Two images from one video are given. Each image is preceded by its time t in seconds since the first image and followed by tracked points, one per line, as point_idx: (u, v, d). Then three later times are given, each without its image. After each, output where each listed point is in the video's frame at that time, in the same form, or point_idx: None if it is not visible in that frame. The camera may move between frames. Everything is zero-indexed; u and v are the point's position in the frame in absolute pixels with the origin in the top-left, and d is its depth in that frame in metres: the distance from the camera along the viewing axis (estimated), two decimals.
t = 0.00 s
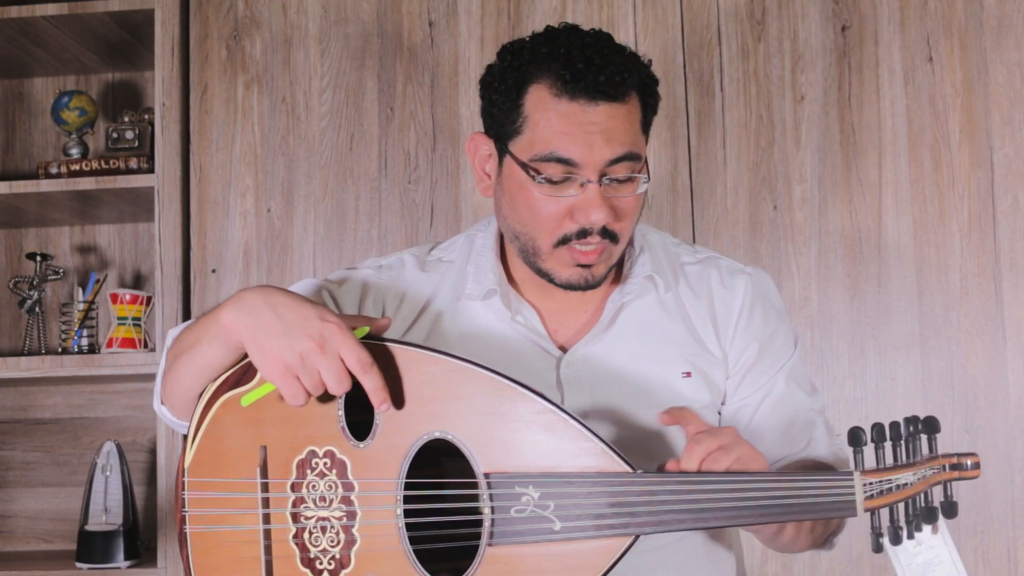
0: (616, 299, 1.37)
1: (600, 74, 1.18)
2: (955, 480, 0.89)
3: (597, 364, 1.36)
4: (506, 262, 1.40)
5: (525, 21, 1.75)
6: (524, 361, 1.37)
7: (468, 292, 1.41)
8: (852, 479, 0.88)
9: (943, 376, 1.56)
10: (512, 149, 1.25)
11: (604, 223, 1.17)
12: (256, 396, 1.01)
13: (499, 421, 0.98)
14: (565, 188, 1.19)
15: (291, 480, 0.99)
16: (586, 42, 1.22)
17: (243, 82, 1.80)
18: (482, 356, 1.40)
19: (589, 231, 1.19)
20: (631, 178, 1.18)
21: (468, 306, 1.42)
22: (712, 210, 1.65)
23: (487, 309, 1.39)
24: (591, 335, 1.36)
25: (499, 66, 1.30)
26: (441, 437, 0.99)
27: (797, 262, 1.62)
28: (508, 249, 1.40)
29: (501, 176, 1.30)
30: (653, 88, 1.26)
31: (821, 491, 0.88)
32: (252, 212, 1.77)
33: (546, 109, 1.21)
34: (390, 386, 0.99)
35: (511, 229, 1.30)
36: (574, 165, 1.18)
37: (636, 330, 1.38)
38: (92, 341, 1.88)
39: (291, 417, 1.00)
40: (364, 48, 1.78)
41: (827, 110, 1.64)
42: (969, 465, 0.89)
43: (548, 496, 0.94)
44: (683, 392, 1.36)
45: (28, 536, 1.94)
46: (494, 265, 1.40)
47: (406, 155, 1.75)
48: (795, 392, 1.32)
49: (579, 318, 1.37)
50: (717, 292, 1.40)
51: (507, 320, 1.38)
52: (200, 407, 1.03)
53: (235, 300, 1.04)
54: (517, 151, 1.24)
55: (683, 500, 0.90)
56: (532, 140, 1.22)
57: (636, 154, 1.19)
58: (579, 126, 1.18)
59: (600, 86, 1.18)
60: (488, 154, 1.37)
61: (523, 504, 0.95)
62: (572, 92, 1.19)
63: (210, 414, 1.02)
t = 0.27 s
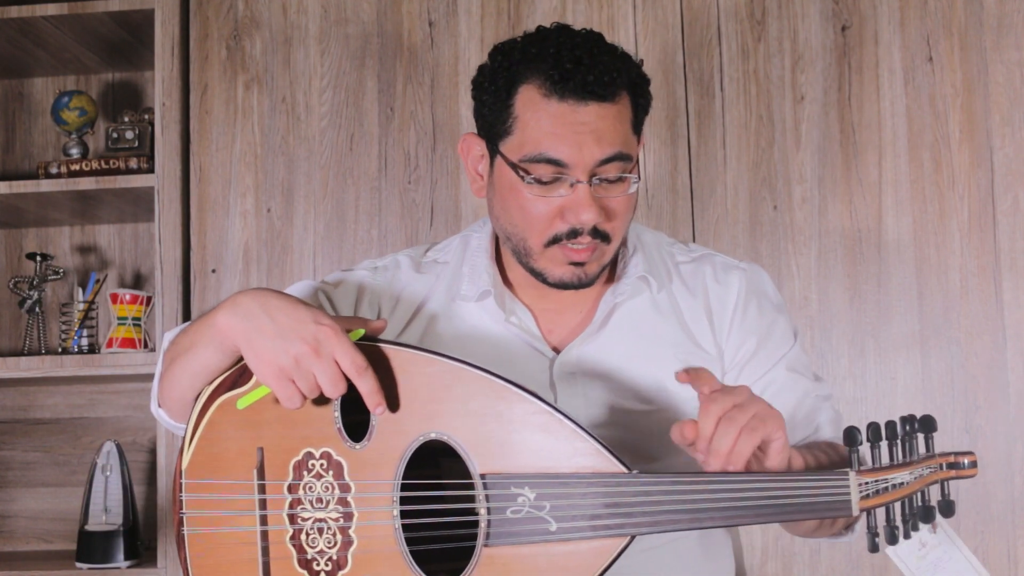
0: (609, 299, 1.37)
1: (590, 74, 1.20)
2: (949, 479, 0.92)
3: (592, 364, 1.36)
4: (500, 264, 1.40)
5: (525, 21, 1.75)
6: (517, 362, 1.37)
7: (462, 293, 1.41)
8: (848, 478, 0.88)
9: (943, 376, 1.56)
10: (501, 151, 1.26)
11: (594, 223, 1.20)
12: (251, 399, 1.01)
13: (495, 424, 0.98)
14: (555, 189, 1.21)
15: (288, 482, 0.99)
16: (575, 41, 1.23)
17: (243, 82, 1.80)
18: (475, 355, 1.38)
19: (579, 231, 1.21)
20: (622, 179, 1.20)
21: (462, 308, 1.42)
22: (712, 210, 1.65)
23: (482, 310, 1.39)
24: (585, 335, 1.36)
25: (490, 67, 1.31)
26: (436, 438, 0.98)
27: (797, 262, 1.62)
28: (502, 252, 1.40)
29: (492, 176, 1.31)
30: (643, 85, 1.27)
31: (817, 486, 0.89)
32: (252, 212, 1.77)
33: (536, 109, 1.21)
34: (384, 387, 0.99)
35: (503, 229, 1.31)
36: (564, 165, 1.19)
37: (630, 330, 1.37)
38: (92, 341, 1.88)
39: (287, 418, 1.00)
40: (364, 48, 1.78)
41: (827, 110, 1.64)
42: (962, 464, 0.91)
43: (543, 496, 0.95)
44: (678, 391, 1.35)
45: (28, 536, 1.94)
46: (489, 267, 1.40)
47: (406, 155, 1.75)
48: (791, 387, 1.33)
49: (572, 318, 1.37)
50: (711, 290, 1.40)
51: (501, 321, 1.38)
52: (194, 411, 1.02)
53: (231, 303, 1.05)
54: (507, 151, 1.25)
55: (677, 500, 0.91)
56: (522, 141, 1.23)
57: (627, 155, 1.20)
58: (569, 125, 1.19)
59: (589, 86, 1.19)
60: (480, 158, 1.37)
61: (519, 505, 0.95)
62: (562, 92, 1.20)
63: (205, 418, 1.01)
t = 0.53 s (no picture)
0: (610, 293, 1.35)
1: (564, 32, 1.25)
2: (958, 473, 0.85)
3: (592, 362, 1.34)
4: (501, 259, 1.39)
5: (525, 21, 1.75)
6: (519, 358, 1.34)
7: (465, 288, 1.39)
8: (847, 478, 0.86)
9: (942, 376, 1.56)
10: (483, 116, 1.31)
11: (573, 168, 1.21)
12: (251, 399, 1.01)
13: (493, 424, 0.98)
14: (531, 138, 1.24)
15: (288, 484, 0.99)
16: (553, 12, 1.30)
17: (243, 82, 1.79)
18: (476, 353, 1.38)
19: (558, 180, 1.22)
20: (598, 133, 1.24)
21: (466, 302, 1.40)
22: (712, 209, 1.65)
23: (485, 303, 1.37)
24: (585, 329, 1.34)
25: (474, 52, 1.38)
26: (435, 438, 0.98)
27: (797, 262, 1.62)
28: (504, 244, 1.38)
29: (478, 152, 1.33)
30: (623, 56, 1.33)
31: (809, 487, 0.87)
32: (252, 212, 1.77)
33: (516, 71, 1.26)
34: (384, 387, 0.99)
35: (486, 204, 1.32)
36: (541, 113, 1.23)
37: (631, 326, 1.35)
38: (92, 341, 1.88)
39: (287, 420, 1.00)
40: (364, 48, 1.78)
41: (827, 110, 1.64)
42: (970, 459, 0.85)
43: (543, 498, 0.94)
44: (680, 387, 1.34)
45: (28, 536, 1.94)
46: (489, 261, 1.38)
47: (406, 155, 1.75)
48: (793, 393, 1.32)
49: (571, 312, 1.36)
50: (711, 287, 1.39)
51: (504, 313, 1.36)
52: (194, 413, 1.02)
53: (228, 305, 1.06)
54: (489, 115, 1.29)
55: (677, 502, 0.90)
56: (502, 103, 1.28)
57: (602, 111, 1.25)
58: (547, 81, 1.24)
59: (564, 40, 1.25)
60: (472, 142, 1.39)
61: (518, 507, 0.95)
62: (539, 49, 1.25)
63: (206, 419, 1.02)
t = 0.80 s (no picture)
0: (609, 290, 1.35)
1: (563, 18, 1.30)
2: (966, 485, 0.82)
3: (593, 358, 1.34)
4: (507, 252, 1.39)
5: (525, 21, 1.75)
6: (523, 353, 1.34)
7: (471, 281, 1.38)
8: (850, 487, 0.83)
9: (942, 376, 1.56)
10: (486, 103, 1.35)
11: (569, 146, 1.22)
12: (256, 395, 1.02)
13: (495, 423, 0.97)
14: (529, 120, 1.26)
15: (292, 481, 0.99)
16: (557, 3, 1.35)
17: (243, 82, 1.80)
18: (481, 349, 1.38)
19: (555, 160, 1.22)
20: (595, 117, 1.26)
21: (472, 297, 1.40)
22: (712, 209, 1.65)
23: (491, 296, 1.37)
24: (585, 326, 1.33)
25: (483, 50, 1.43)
26: (439, 438, 0.98)
27: (797, 262, 1.62)
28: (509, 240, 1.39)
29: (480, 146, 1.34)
30: (625, 48, 1.36)
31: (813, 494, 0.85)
32: (252, 212, 1.77)
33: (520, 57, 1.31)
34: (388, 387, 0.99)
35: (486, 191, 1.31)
36: (540, 97, 1.27)
37: (631, 324, 1.35)
38: (92, 341, 1.88)
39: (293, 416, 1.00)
40: (364, 48, 1.78)
41: (828, 110, 1.64)
42: (977, 470, 0.82)
43: (545, 500, 0.93)
44: (678, 386, 1.32)
45: (28, 536, 1.94)
46: (495, 254, 1.38)
47: (406, 155, 1.75)
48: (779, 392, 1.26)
49: (574, 307, 1.37)
50: (708, 288, 1.38)
51: (507, 305, 1.36)
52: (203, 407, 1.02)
53: (234, 302, 1.05)
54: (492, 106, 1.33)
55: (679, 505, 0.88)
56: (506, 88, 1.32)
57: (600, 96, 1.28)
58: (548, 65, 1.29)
59: (565, 27, 1.30)
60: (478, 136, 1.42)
61: (519, 509, 0.94)
62: (541, 35, 1.30)
63: (213, 414, 1.02)
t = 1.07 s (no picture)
0: (611, 287, 1.34)
1: (579, 30, 1.25)
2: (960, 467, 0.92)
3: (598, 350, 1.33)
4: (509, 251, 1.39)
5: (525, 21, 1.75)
6: (522, 349, 1.34)
7: (473, 280, 1.39)
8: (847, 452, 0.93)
9: (943, 375, 1.55)
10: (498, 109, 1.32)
11: (582, 167, 1.22)
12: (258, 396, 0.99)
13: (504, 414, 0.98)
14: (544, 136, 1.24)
15: (298, 476, 0.97)
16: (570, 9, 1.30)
17: (243, 82, 1.80)
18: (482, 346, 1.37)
19: (568, 179, 1.23)
20: (609, 132, 1.24)
21: (473, 296, 1.40)
22: (712, 209, 1.65)
23: (490, 296, 1.37)
24: (586, 322, 1.33)
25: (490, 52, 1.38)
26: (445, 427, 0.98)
27: (797, 262, 1.62)
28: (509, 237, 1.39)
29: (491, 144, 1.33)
30: (636, 56, 1.32)
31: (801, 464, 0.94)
32: (252, 212, 1.77)
33: (533, 68, 1.27)
34: (390, 379, 0.99)
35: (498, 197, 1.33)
36: (554, 111, 1.24)
37: (631, 322, 1.35)
38: (92, 341, 1.88)
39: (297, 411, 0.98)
40: (364, 48, 1.78)
41: (827, 110, 1.64)
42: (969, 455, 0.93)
43: (547, 480, 0.94)
44: (675, 379, 1.33)
45: (28, 536, 1.94)
46: (497, 252, 1.39)
47: (406, 155, 1.75)
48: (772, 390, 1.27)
49: (576, 305, 1.36)
50: (710, 285, 1.37)
51: (507, 304, 1.36)
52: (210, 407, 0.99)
53: (243, 297, 1.06)
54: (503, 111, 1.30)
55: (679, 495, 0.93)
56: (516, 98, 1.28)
57: (615, 110, 1.25)
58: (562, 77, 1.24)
59: (580, 40, 1.25)
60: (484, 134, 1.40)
61: (523, 490, 0.95)
62: (555, 48, 1.25)
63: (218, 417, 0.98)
